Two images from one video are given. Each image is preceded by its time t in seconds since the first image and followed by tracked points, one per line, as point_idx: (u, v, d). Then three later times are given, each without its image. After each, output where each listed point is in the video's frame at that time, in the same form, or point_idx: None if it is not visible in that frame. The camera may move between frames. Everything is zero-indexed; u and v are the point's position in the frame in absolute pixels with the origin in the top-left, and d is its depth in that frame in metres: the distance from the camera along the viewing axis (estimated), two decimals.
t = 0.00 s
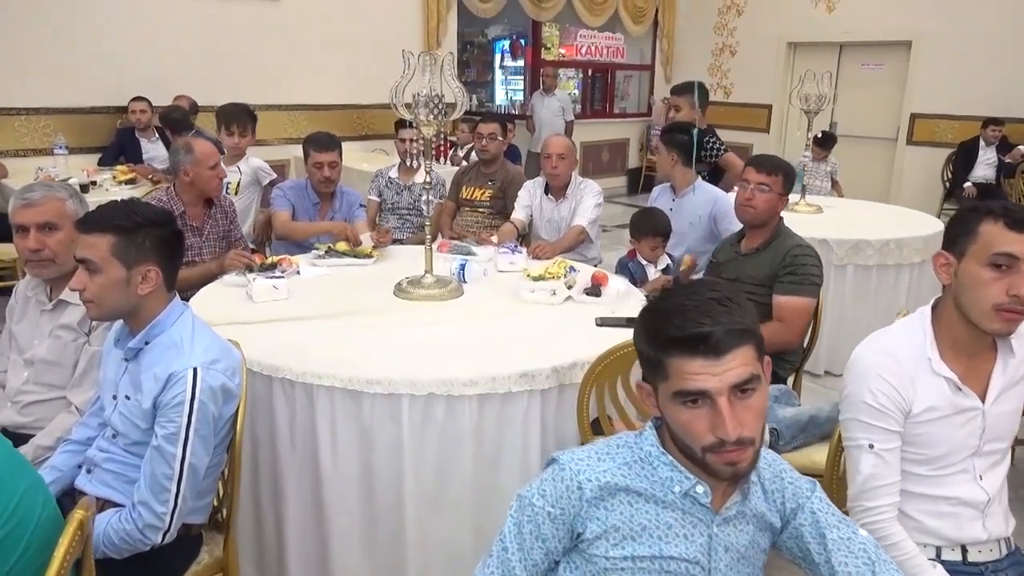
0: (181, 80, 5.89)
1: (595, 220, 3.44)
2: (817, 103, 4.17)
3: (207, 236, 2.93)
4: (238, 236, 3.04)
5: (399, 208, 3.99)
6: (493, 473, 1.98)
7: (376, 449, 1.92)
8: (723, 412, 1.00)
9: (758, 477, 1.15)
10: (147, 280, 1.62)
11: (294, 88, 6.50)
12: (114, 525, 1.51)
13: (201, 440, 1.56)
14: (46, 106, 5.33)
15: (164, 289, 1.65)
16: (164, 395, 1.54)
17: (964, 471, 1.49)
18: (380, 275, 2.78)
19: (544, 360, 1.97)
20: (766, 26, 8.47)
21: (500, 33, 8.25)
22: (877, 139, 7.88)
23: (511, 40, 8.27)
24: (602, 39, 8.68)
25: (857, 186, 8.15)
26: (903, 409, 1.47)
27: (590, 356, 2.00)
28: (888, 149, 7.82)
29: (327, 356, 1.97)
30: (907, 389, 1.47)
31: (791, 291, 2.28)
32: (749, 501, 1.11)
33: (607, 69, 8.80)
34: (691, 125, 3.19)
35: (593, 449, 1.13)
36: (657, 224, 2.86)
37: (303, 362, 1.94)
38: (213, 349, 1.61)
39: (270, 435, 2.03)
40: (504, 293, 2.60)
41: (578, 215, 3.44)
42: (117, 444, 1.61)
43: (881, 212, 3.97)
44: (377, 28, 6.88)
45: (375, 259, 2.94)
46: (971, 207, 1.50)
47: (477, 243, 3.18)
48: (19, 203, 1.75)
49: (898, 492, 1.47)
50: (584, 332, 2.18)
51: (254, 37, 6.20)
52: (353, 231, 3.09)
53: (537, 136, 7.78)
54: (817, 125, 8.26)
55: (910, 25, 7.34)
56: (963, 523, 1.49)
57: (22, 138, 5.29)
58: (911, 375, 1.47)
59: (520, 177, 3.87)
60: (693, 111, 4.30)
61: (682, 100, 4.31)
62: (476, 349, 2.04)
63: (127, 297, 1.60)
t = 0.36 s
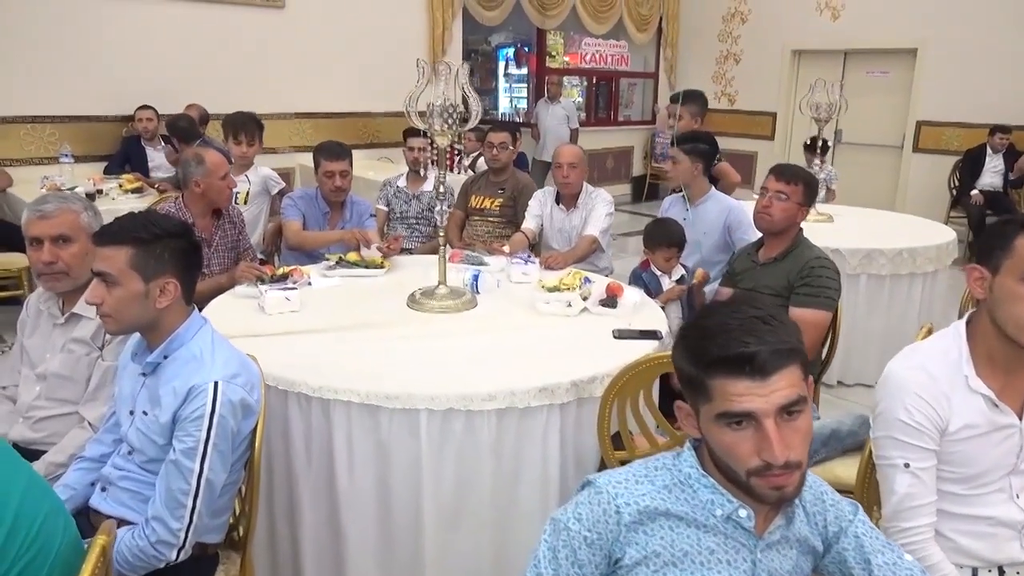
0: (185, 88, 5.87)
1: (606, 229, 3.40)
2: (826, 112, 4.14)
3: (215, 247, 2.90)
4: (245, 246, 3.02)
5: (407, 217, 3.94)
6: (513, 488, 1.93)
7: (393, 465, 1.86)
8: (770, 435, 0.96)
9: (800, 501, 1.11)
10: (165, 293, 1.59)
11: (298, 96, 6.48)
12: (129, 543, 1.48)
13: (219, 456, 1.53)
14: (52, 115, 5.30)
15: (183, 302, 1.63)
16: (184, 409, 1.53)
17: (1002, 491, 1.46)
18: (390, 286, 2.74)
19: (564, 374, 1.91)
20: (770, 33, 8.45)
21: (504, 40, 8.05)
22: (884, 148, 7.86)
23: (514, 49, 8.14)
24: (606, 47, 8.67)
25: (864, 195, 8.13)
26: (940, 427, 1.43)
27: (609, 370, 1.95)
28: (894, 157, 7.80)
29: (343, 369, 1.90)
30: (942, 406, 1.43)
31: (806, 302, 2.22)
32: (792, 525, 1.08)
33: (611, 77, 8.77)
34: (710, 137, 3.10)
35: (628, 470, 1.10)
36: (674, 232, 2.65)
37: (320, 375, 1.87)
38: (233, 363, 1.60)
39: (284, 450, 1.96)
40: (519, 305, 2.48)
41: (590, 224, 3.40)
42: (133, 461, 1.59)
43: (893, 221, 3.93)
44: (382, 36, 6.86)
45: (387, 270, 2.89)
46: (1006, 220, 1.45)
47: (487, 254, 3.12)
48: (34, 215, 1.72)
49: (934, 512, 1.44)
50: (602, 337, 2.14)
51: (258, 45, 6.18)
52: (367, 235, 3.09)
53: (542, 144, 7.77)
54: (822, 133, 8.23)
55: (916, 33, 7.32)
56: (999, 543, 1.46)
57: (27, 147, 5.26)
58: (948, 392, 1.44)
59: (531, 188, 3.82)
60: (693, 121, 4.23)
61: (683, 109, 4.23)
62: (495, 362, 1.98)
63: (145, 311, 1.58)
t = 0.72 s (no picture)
0: (185, 91, 5.82)
1: (616, 238, 3.34)
2: (840, 118, 4.09)
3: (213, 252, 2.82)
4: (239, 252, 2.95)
5: (410, 223, 3.80)
6: (525, 507, 1.87)
7: (402, 483, 1.80)
8: (814, 457, 0.92)
9: (840, 528, 1.06)
10: (174, 301, 1.55)
11: (300, 100, 6.43)
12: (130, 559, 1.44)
13: (227, 470, 1.49)
14: (45, 116, 5.26)
15: (191, 311, 1.59)
16: (192, 421, 1.49)
17: None
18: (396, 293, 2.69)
19: (579, 387, 1.86)
20: (776, 38, 8.41)
21: (507, 43, 8.33)
22: (894, 154, 7.81)
23: (517, 51, 8.30)
24: (611, 50, 8.65)
25: (874, 201, 8.07)
26: (975, 446, 1.38)
27: (624, 383, 1.89)
28: (905, 163, 7.75)
29: (352, 379, 1.83)
30: (978, 425, 1.38)
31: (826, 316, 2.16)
32: (832, 551, 1.03)
33: (615, 80, 8.71)
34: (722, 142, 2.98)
35: (659, 491, 1.05)
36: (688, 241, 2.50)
37: (326, 387, 1.79)
38: (243, 375, 1.57)
39: (290, 467, 1.89)
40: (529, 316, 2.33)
41: (599, 232, 3.34)
42: (136, 475, 1.54)
43: (906, 229, 3.87)
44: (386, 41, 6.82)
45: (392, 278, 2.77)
46: None
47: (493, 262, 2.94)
48: (36, 220, 1.66)
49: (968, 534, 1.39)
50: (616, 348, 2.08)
51: (260, 49, 6.14)
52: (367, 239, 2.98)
53: (546, 148, 7.71)
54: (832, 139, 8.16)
55: (925, 38, 7.30)
56: None
57: (20, 149, 5.22)
58: (984, 410, 1.38)
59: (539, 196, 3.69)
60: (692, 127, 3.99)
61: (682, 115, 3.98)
62: (508, 374, 1.91)
63: (153, 319, 1.53)
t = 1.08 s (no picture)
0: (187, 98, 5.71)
1: (627, 241, 3.18)
2: (858, 114, 4.02)
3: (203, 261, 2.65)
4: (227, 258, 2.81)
5: (411, 228, 3.52)
6: (541, 525, 1.79)
7: (413, 502, 1.72)
8: (865, 473, 0.91)
9: (885, 555, 0.98)
10: (177, 313, 1.49)
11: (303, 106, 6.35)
12: None
13: (233, 491, 1.44)
14: (27, 120, 4.83)
15: (195, 323, 1.52)
16: (195, 440, 1.44)
17: None
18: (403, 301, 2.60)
19: (596, 399, 1.78)
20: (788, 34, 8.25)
21: (506, 40, 7.72)
22: (913, 151, 7.66)
23: (517, 48, 7.84)
24: (615, 46, 8.45)
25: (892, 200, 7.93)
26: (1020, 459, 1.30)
27: (643, 395, 1.82)
28: (923, 160, 7.61)
29: (359, 391, 1.74)
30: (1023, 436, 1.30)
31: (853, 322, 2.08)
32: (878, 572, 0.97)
33: (619, 78, 8.53)
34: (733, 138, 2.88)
35: (693, 510, 1.00)
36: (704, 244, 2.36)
37: (331, 400, 1.70)
38: (248, 391, 1.51)
39: (294, 485, 1.80)
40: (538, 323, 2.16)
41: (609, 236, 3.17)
42: (136, 497, 1.48)
43: (926, 229, 3.79)
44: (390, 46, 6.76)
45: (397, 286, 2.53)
46: None
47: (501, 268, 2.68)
48: (30, 228, 1.60)
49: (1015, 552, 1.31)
50: (633, 358, 1.98)
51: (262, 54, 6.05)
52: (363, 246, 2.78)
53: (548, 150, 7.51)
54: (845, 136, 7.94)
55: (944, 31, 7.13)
56: None
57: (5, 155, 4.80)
58: None
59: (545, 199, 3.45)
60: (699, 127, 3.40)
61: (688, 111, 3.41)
62: (522, 385, 1.82)
63: (155, 332, 1.47)
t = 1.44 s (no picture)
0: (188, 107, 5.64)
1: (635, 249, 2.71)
2: (870, 116, 3.93)
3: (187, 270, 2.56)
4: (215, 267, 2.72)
5: (406, 234, 3.21)
6: (545, 544, 1.73)
7: (413, 521, 1.65)
8: (893, 488, 0.86)
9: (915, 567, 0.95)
10: (172, 323, 1.43)
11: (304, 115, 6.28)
12: None
13: (227, 510, 1.40)
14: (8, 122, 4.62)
15: (189, 334, 1.47)
16: (187, 456, 1.39)
17: None
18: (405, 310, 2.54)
19: (602, 412, 1.72)
20: (798, 24, 7.60)
21: (504, 39, 7.17)
22: (924, 154, 7.09)
23: (515, 47, 7.26)
24: (617, 45, 7.85)
25: (900, 206, 7.33)
26: None
27: (653, 408, 1.76)
28: (934, 165, 7.05)
29: (357, 400, 1.66)
30: None
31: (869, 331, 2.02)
32: None
33: (621, 78, 7.96)
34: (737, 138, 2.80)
35: (710, 528, 0.96)
36: (713, 251, 2.30)
37: (328, 413, 1.63)
38: (243, 405, 1.46)
39: (289, 504, 1.73)
40: (541, 332, 2.08)
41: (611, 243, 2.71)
42: (126, 515, 1.43)
43: (940, 237, 3.70)
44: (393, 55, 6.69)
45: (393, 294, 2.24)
46: None
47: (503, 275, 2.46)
48: (18, 234, 1.57)
49: None
50: (640, 373, 1.90)
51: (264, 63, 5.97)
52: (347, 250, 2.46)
53: (548, 153, 6.91)
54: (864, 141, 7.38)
55: (965, 27, 6.61)
56: None
57: None
58: None
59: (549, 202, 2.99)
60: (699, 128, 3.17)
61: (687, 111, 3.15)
62: (527, 397, 1.75)
63: (149, 343, 1.42)
